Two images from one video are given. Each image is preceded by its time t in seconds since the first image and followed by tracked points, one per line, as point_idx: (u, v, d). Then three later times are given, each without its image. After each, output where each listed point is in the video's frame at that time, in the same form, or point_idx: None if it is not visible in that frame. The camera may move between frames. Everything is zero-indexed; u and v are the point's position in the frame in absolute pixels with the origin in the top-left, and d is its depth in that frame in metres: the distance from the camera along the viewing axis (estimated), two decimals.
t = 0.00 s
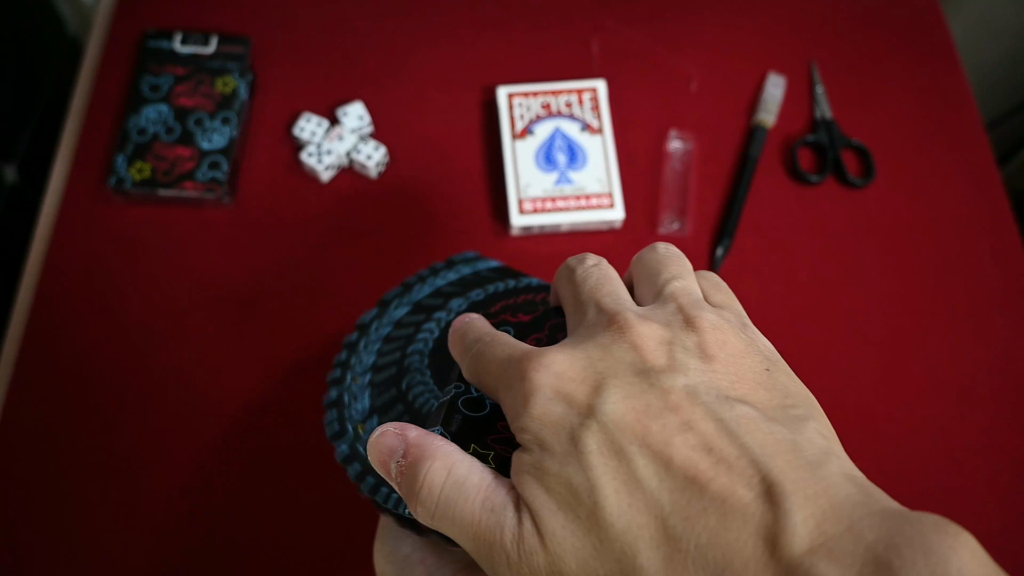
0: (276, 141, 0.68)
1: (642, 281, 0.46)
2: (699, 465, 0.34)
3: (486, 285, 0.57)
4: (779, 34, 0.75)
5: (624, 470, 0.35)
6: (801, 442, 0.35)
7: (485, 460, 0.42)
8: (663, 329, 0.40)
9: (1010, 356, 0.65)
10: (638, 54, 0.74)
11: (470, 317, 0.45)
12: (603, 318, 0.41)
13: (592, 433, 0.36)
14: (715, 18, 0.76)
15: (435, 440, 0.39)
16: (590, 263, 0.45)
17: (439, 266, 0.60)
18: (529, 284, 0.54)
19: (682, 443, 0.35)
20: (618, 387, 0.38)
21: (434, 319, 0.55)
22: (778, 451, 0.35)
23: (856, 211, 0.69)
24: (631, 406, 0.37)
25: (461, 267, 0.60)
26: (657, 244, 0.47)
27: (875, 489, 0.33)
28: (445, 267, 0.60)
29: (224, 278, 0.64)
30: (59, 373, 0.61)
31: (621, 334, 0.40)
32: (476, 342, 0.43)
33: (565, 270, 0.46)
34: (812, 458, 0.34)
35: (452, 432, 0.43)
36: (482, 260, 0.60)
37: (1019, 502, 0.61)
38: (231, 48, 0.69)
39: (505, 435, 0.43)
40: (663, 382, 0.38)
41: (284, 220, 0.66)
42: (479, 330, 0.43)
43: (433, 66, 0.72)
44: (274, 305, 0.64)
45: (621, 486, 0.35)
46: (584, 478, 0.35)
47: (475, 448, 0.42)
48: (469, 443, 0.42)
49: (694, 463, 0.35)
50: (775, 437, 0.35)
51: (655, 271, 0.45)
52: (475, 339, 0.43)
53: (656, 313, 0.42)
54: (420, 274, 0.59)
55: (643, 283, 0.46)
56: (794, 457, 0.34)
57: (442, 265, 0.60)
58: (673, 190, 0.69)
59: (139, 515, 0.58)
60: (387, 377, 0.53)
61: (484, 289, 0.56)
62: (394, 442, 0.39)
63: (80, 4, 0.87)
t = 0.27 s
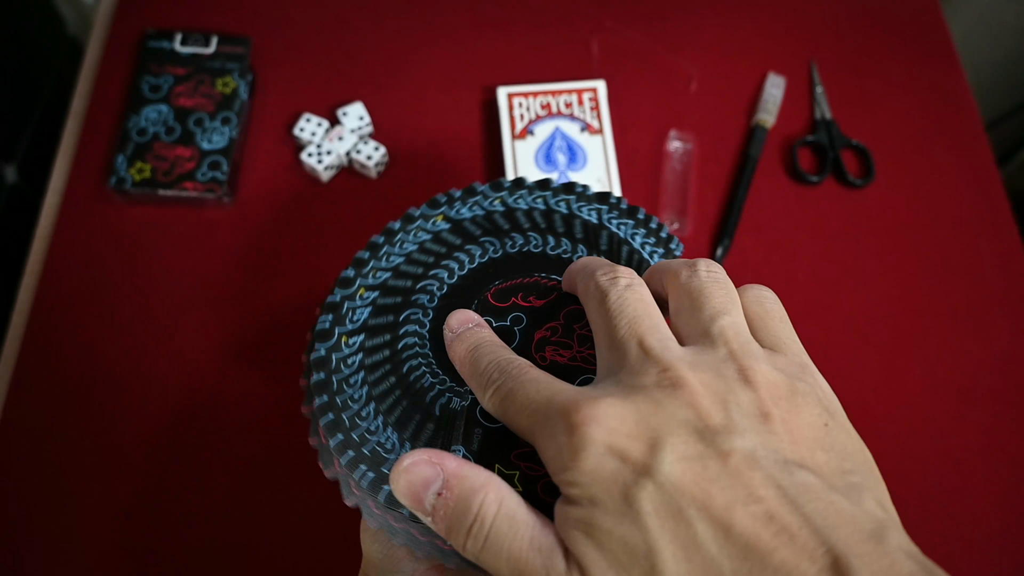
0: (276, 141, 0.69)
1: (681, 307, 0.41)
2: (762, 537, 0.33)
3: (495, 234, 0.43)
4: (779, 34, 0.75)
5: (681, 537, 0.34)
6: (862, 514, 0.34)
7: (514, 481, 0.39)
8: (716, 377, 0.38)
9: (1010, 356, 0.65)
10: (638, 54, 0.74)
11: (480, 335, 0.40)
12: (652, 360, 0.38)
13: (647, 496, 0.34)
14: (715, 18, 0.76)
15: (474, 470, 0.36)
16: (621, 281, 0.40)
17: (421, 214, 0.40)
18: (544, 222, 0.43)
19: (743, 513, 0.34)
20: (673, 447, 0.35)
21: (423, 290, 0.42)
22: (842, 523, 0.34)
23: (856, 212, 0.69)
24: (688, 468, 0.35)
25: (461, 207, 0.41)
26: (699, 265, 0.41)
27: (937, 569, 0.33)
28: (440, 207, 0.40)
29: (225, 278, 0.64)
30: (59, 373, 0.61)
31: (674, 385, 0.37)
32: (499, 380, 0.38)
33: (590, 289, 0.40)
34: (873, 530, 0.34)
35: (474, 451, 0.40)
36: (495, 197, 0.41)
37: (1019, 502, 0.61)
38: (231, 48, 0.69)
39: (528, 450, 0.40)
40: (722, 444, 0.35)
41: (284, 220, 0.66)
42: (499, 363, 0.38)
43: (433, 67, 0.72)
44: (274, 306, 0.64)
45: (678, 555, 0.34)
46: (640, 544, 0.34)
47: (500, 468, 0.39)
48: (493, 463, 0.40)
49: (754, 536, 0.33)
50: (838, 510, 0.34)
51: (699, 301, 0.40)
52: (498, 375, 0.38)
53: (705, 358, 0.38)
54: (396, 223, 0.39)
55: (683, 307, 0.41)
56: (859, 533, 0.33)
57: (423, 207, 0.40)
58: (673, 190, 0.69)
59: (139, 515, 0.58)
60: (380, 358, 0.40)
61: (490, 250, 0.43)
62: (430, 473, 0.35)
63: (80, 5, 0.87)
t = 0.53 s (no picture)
0: (276, 142, 0.69)
1: (690, 326, 0.40)
2: None
3: (506, 213, 0.43)
4: (779, 34, 0.75)
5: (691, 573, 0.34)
6: (866, 555, 0.35)
7: (517, 503, 0.39)
8: (730, 408, 0.37)
9: (1010, 357, 0.65)
10: (638, 54, 0.74)
11: (486, 326, 0.39)
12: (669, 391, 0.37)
13: (658, 531, 0.34)
14: (715, 18, 0.76)
15: (469, 525, 0.37)
16: (630, 296, 0.38)
17: (434, 174, 0.43)
18: (558, 208, 0.44)
19: (752, 551, 0.34)
20: (687, 482, 0.35)
21: (425, 263, 0.42)
22: (850, 565, 0.34)
23: (856, 212, 0.69)
24: (701, 505, 0.35)
25: (473, 177, 0.43)
26: (710, 283, 0.40)
27: None
28: (452, 172, 0.43)
29: (225, 278, 0.64)
30: (59, 374, 0.60)
31: (690, 419, 0.36)
32: (505, 380, 0.37)
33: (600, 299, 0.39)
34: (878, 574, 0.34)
35: (477, 474, 0.40)
36: (510, 171, 0.44)
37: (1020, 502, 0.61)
38: (231, 48, 0.69)
39: (531, 467, 0.40)
40: (736, 481, 0.35)
41: (285, 220, 0.66)
42: (505, 359, 0.38)
43: (433, 67, 0.72)
44: (274, 305, 0.64)
45: None
46: None
47: (503, 491, 0.39)
48: (496, 486, 0.39)
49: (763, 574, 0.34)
50: (844, 550, 0.35)
51: (711, 324, 0.39)
52: (505, 375, 0.37)
53: (719, 387, 0.38)
54: (408, 179, 0.42)
55: (693, 328, 0.40)
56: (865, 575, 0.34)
57: (437, 167, 0.43)
58: (673, 190, 0.69)
59: (139, 515, 0.58)
60: (364, 343, 0.41)
61: (499, 232, 0.43)
62: (434, 534, 0.36)
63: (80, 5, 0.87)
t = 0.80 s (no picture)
0: (276, 143, 0.69)
1: (679, 345, 0.40)
2: None
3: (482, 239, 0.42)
4: (779, 34, 0.75)
5: None
6: None
7: (510, 526, 0.39)
8: (721, 430, 0.37)
9: (1010, 357, 0.65)
10: (639, 54, 0.74)
11: (474, 346, 0.39)
12: (659, 412, 0.37)
13: (648, 552, 0.34)
14: (715, 17, 0.76)
15: (449, 554, 0.37)
16: (619, 315, 0.38)
17: (404, 210, 0.41)
18: (532, 229, 0.43)
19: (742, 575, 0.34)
20: (676, 503, 0.35)
21: (406, 297, 0.42)
22: None
23: (856, 212, 0.69)
24: (691, 527, 0.35)
25: (444, 208, 0.42)
26: (699, 303, 0.40)
27: None
28: (421, 206, 0.42)
29: (224, 278, 0.64)
30: (59, 373, 0.60)
31: (681, 440, 0.36)
32: (493, 400, 0.37)
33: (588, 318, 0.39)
34: None
35: (469, 497, 0.40)
36: (479, 197, 0.42)
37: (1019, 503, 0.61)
38: (231, 48, 0.69)
39: (521, 489, 0.40)
40: (726, 503, 0.35)
41: (285, 221, 0.66)
42: (493, 377, 0.38)
43: (433, 67, 0.72)
44: (273, 306, 0.63)
45: None
46: None
47: (495, 515, 0.39)
48: (488, 510, 0.39)
49: None
50: None
51: (700, 346, 0.39)
52: (491, 393, 0.37)
53: (710, 408, 0.38)
54: (378, 217, 0.41)
55: (682, 347, 0.40)
56: None
57: (405, 202, 0.41)
58: (672, 190, 0.69)
59: (139, 515, 0.58)
60: (354, 373, 0.41)
61: (476, 259, 0.43)
62: (414, 563, 0.36)
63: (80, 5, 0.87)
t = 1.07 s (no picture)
0: (277, 143, 0.69)
1: (715, 357, 0.40)
2: None
3: (496, 228, 0.42)
4: (779, 34, 0.75)
5: None
6: None
7: (526, 532, 0.38)
8: (763, 447, 0.37)
9: (1010, 357, 0.65)
10: (639, 54, 0.74)
11: (495, 343, 0.38)
12: (701, 427, 0.36)
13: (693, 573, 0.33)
14: (715, 18, 0.76)
15: (470, 559, 0.35)
16: (655, 321, 0.38)
17: (414, 191, 0.42)
18: (548, 221, 0.43)
19: None
20: (720, 521, 0.34)
21: (415, 284, 0.41)
22: None
23: (856, 212, 0.69)
24: (737, 547, 0.34)
25: (456, 192, 0.42)
26: (736, 315, 0.40)
27: None
28: (432, 188, 0.42)
29: (225, 278, 0.64)
30: (59, 373, 0.60)
31: (724, 456, 0.35)
32: (521, 403, 0.36)
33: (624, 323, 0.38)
34: None
35: (484, 500, 0.38)
36: (493, 184, 0.43)
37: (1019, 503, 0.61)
38: (231, 48, 0.69)
39: (540, 493, 0.38)
40: (771, 523, 0.34)
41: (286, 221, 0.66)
42: (520, 380, 0.37)
43: (433, 67, 0.72)
44: (274, 306, 0.63)
45: None
46: None
47: (511, 518, 0.38)
48: (503, 513, 0.38)
49: None
50: None
51: (736, 358, 0.39)
52: (519, 397, 0.36)
53: (749, 422, 0.37)
54: (387, 197, 0.41)
55: (717, 360, 0.39)
56: None
57: (416, 183, 0.42)
58: (672, 189, 0.69)
59: (140, 515, 0.58)
60: (359, 361, 0.39)
61: (490, 249, 0.42)
62: (434, 567, 0.34)
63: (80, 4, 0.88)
